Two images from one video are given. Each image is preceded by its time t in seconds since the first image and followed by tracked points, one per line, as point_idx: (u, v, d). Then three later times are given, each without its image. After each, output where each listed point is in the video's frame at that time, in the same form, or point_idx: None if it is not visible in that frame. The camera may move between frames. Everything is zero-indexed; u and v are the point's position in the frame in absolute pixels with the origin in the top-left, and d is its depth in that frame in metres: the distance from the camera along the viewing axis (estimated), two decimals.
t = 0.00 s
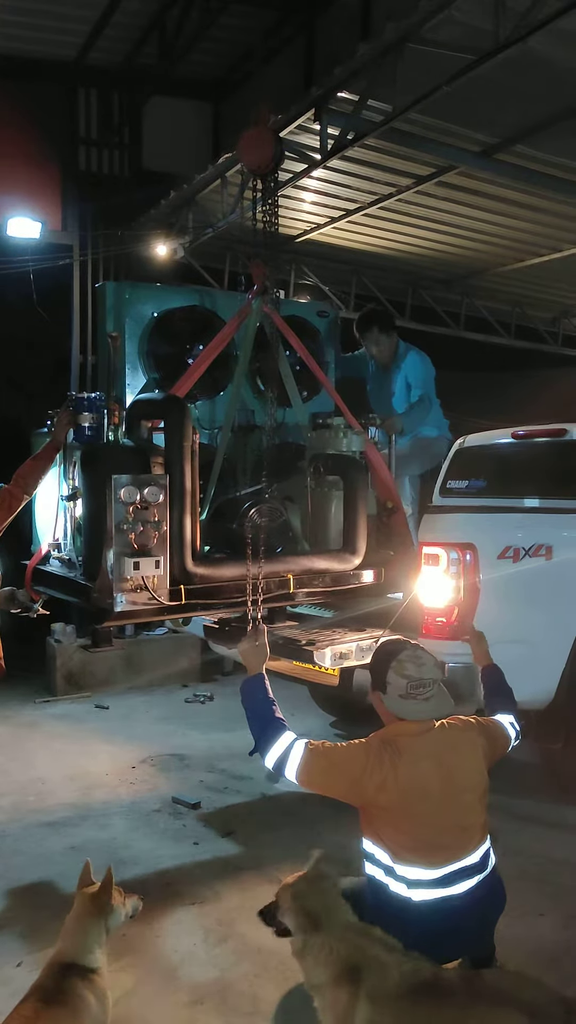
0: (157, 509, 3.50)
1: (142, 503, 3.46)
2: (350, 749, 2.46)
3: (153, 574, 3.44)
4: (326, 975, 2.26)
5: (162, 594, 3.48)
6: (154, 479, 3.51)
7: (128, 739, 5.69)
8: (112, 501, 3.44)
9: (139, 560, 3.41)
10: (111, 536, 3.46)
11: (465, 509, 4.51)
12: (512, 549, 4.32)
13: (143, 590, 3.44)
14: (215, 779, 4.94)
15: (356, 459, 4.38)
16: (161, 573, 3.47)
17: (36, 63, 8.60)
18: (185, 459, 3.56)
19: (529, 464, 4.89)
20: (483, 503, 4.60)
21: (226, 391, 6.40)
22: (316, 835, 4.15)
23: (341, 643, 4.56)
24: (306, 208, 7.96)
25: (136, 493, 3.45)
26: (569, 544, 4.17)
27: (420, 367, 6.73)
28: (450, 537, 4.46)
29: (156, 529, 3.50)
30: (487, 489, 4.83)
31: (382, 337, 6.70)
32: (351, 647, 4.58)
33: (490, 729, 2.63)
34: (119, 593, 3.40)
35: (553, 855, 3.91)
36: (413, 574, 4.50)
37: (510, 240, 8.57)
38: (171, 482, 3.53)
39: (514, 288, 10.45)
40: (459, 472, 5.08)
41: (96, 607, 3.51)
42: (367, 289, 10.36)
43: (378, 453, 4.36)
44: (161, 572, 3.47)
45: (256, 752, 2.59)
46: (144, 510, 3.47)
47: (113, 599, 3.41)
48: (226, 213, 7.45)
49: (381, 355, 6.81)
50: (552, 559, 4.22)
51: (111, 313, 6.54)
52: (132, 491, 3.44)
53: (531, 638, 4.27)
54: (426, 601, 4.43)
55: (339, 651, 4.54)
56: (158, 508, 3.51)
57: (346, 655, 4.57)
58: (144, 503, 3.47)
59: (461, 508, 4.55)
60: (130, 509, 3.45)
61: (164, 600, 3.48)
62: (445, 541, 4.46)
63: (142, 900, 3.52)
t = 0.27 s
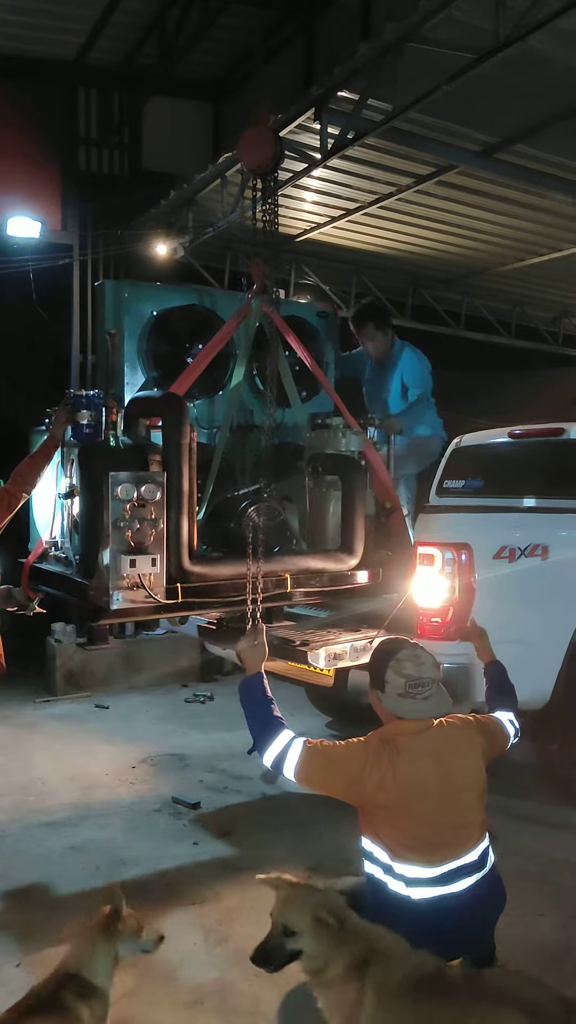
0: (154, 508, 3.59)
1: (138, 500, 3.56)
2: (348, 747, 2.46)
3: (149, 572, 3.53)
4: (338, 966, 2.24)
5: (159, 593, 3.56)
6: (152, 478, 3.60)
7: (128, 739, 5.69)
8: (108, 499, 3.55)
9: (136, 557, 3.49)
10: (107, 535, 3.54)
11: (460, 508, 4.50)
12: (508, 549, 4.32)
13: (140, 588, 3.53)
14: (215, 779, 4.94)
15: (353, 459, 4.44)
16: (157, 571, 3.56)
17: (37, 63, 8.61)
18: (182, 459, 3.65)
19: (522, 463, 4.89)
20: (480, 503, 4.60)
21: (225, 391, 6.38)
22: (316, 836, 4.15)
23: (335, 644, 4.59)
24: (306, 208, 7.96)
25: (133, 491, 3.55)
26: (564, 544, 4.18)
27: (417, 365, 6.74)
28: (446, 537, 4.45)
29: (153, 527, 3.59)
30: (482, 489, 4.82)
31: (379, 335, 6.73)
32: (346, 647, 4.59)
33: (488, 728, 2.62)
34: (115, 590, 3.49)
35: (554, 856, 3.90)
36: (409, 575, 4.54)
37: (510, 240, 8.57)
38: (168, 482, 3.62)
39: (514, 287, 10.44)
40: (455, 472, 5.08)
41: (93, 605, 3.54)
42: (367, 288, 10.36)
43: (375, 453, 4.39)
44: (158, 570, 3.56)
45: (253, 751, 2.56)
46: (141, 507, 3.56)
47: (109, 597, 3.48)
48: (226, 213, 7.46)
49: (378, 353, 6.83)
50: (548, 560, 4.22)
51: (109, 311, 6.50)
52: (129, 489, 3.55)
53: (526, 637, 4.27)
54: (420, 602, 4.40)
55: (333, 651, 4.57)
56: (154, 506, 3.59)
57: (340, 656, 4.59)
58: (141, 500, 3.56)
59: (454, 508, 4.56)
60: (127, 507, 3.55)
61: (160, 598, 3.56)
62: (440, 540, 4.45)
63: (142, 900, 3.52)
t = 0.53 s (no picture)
0: (149, 506, 3.61)
1: (134, 498, 3.57)
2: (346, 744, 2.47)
3: (145, 571, 3.57)
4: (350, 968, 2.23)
5: (155, 591, 3.60)
6: (148, 476, 3.61)
7: (128, 738, 5.69)
8: (104, 496, 3.56)
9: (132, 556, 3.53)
10: (103, 534, 3.57)
11: (459, 507, 4.50)
12: (503, 549, 4.28)
13: (136, 587, 3.56)
14: (214, 777, 4.95)
15: (352, 459, 4.45)
16: (153, 569, 3.60)
17: (36, 62, 8.62)
18: (177, 455, 3.64)
19: (514, 459, 4.78)
20: (478, 502, 4.57)
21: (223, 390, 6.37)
22: (315, 835, 4.13)
23: (329, 644, 4.53)
24: (305, 207, 7.97)
25: (129, 489, 3.56)
26: (560, 545, 4.09)
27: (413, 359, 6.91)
28: (443, 535, 4.48)
29: (149, 526, 3.61)
30: (476, 491, 4.77)
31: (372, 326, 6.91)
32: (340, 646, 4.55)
33: (485, 724, 2.62)
34: (111, 589, 3.54)
35: (554, 855, 3.89)
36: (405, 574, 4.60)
37: (510, 238, 8.57)
38: (165, 481, 3.62)
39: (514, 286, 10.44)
40: (452, 471, 5.04)
41: (88, 603, 3.59)
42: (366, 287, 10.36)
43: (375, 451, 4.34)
44: (154, 569, 3.60)
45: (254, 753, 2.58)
46: (137, 505, 3.59)
47: (105, 597, 3.53)
48: (225, 212, 7.46)
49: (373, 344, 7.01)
50: (543, 560, 4.14)
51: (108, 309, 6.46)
52: (125, 486, 3.55)
53: (522, 637, 4.23)
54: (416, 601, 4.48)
55: (327, 651, 4.51)
56: (151, 504, 3.62)
57: (334, 655, 4.54)
58: (138, 498, 3.58)
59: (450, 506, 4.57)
60: (123, 505, 3.57)
61: (156, 597, 3.60)
62: (436, 539, 4.49)
63: (141, 899, 3.52)
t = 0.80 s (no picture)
0: (150, 504, 3.62)
1: (135, 496, 3.58)
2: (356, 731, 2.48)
3: (145, 568, 3.58)
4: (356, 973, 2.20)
5: (155, 589, 3.62)
6: (149, 472, 3.62)
7: (129, 737, 5.68)
8: (104, 493, 3.55)
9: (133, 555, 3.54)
10: (103, 532, 3.57)
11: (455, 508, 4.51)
12: (500, 549, 4.28)
13: (136, 584, 3.57)
14: (215, 777, 4.95)
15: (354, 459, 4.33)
16: (153, 568, 3.62)
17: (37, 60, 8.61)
18: (180, 450, 3.68)
19: (511, 460, 4.76)
20: (475, 502, 4.56)
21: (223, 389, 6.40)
22: (316, 834, 4.13)
23: (324, 644, 4.55)
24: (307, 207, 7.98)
25: (129, 487, 3.56)
26: (557, 544, 4.10)
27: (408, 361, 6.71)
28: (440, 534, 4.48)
29: (149, 523, 3.62)
30: (474, 491, 4.75)
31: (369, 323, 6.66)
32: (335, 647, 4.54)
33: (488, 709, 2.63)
34: (111, 586, 3.54)
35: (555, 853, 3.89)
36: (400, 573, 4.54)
37: (511, 237, 8.56)
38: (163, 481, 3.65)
39: (515, 285, 10.43)
40: (450, 470, 5.03)
41: (88, 601, 3.58)
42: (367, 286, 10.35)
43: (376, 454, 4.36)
44: (154, 567, 3.61)
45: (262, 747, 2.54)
46: (137, 503, 3.59)
47: (105, 595, 3.54)
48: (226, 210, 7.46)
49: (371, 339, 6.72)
50: (540, 560, 4.14)
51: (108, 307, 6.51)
52: (125, 484, 3.55)
53: (522, 636, 4.21)
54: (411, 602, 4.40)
55: (322, 651, 4.52)
56: (151, 503, 3.63)
57: (330, 656, 4.55)
58: (138, 496, 3.59)
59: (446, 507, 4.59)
60: (123, 502, 3.57)
61: (156, 595, 3.61)
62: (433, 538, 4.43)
63: (143, 898, 3.51)
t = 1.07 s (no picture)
0: (153, 503, 3.64)
1: (138, 496, 3.59)
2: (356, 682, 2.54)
3: (148, 569, 3.59)
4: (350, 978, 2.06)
5: (158, 588, 3.65)
6: (152, 472, 3.65)
7: (130, 737, 5.67)
8: (108, 492, 3.57)
9: (135, 554, 3.54)
10: (106, 530, 3.57)
11: (446, 508, 4.52)
12: (496, 549, 4.28)
13: (138, 583, 3.60)
14: (217, 776, 4.94)
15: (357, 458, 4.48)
16: (156, 568, 3.63)
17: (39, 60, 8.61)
18: (187, 444, 3.73)
19: (508, 461, 4.70)
20: (473, 502, 4.52)
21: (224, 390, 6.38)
22: (318, 834, 4.12)
23: (320, 644, 4.56)
24: (308, 206, 7.99)
25: (133, 487, 3.58)
26: (553, 542, 4.13)
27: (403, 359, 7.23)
28: (433, 536, 4.48)
29: (152, 523, 3.63)
30: (471, 490, 4.69)
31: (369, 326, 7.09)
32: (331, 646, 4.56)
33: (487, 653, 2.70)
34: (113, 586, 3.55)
35: (557, 852, 3.88)
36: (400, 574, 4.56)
37: (513, 237, 8.55)
38: (166, 481, 3.69)
39: (517, 284, 10.42)
40: (450, 470, 4.94)
41: (90, 599, 3.57)
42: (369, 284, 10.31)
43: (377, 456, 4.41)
44: (156, 566, 3.62)
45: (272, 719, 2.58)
46: (141, 503, 3.60)
47: (108, 595, 3.54)
48: (227, 209, 7.48)
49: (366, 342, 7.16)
50: (537, 559, 4.16)
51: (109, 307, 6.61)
52: (128, 484, 3.57)
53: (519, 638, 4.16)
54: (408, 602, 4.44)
55: (318, 651, 4.53)
56: (153, 503, 3.64)
57: (326, 655, 4.56)
58: (141, 496, 3.60)
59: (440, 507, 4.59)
60: (126, 502, 3.59)
61: (159, 594, 3.64)
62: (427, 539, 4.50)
63: (144, 897, 3.51)
